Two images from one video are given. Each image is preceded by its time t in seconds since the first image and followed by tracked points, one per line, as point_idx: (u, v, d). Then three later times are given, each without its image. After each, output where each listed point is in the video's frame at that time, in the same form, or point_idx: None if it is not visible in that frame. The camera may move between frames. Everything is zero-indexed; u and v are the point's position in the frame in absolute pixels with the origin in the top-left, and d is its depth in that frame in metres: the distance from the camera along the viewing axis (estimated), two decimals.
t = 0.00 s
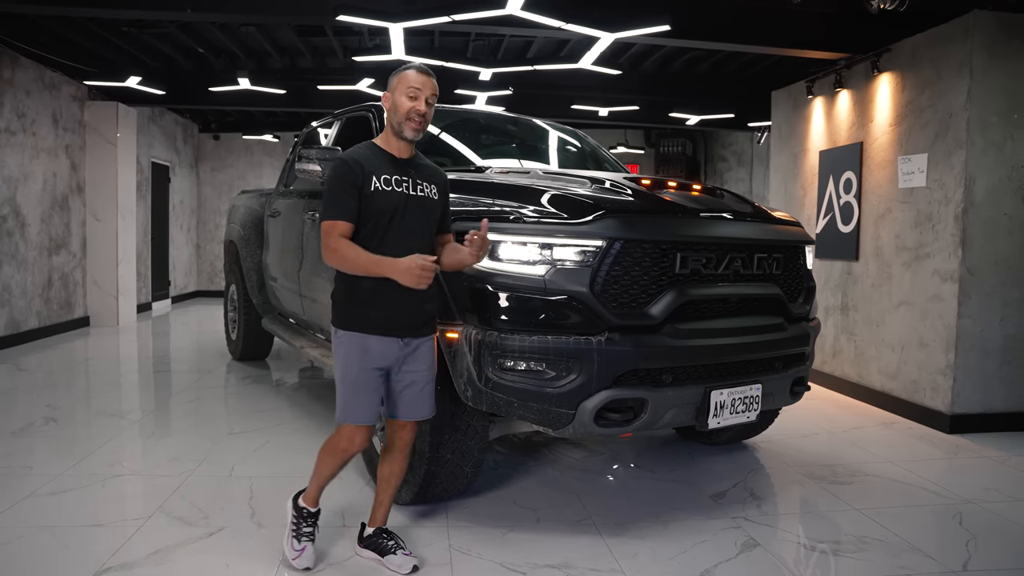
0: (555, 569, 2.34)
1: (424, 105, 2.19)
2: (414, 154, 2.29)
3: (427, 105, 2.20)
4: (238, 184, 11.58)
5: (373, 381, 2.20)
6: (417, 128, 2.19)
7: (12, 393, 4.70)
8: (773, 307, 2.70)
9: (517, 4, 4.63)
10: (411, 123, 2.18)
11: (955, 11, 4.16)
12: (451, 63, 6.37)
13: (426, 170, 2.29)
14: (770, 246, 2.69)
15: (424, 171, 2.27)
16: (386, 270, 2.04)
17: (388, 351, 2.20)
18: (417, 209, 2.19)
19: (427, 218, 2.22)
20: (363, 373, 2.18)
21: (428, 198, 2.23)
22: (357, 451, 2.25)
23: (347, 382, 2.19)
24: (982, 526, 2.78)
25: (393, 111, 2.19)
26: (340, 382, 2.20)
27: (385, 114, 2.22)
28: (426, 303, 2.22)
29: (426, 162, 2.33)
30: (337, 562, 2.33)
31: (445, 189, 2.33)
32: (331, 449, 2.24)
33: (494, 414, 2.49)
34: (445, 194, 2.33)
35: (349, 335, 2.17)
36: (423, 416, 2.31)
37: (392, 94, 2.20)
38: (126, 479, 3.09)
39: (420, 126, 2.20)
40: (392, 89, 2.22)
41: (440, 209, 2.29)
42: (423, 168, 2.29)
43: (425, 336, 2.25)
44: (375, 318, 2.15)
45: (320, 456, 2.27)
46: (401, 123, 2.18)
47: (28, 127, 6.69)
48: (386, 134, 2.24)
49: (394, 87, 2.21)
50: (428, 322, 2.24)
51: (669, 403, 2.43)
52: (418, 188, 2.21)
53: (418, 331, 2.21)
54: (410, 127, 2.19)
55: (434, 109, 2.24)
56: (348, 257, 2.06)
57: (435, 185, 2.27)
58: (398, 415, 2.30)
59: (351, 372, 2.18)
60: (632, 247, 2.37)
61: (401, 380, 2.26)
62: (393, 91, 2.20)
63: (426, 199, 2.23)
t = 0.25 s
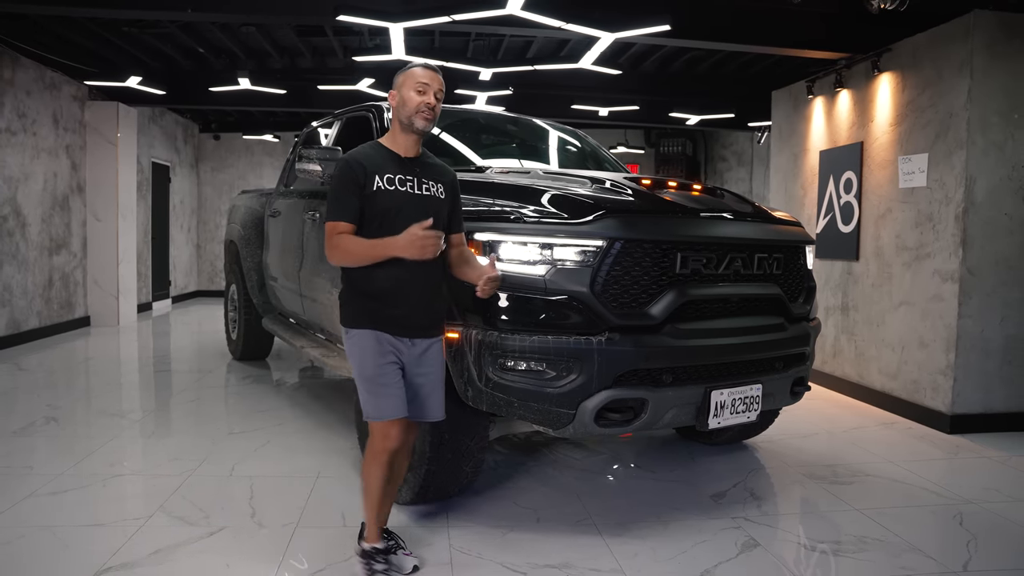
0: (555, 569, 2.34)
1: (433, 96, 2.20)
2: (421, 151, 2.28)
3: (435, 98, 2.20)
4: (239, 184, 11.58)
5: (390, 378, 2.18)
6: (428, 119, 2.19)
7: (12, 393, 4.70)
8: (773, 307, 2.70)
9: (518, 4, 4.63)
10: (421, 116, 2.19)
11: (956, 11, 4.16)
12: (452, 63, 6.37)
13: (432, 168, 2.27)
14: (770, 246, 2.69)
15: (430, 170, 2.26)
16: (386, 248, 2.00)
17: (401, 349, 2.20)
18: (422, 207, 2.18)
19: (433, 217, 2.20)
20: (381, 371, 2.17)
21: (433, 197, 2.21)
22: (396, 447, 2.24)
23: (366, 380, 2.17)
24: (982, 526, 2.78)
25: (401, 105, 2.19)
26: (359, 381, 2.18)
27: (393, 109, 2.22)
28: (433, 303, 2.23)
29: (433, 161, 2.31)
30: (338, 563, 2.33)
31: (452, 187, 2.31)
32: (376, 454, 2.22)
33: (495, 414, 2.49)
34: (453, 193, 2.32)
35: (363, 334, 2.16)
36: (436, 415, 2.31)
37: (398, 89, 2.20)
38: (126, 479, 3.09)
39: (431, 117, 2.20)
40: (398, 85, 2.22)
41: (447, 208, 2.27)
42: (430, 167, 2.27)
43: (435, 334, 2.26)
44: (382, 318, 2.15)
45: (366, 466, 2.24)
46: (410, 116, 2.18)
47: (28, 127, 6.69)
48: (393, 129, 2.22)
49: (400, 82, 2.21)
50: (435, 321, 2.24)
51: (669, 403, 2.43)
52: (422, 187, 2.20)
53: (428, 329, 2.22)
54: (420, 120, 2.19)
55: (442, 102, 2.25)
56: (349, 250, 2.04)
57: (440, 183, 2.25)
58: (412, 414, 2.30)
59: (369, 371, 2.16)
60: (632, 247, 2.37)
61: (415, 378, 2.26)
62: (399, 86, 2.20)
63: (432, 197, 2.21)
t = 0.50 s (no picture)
0: (555, 568, 2.33)
1: (446, 99, 2.13)
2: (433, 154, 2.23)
3: (448, 101, 2.13)
4: (239, 184, 11.58)
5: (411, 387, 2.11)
6: (441, 123, 2.13)
7: (13, 392, 4.71)
8: (773, 307, 2.69)
9: (518, 4, 4.62)
10: (434, 119, 2.12)
11: (956, 11, 4.16)
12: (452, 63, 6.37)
13: (445, 172, 2.21)
14: (770, 246, 2.69)
15: (443, 173, 2.20)
16: (406, 277, 1.96)
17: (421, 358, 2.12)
18: (438, 211, 2.13)
19: (448, 220, 2.15)
20: (403, 382, 2.09)
21: (449, 200, 2.16)
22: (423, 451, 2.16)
23: (387, 392, 2.10)
24: (982, 526, 2.78)
25: (414, 108, 2.13)
26: (379, 393, 2.10)
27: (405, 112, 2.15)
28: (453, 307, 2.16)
29: (444, 163, 2.26)
30: (337, 562, 2.33)
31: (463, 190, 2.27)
32: (408, 462, 2.13)
33: (495, 414, 2.49)
34: (462, 195, 2.27)
35: (385, 343, 2.07)
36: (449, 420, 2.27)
37: (410, 92, 2.13)
38: (126, 479, 3.09)
39: (444, 121, 2.13)
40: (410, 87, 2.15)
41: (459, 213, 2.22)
42: (442, 169, 2.22)
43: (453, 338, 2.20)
44: (403, 324, 2.06)
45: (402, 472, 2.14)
46: (424, 119, 2.11)
47: (28, 127, 6.69)
48: (405, 133, 2.17)
49: (412, 84, 2.14)
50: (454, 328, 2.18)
51: (668, 403, 2.43)
52: (438, 190, 2.14)
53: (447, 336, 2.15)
54: (433, 123, 2.12)
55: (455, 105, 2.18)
56: (368, 266, 1.98)
57: (454, 186, 2.20)
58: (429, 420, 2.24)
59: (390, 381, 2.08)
60: (632, 247, 2.37)
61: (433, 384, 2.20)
62: (411, 89, 2.13)
63: (447, 202, 2.16)
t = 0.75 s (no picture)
0: (555, 568, 2.33)
1: (463, 95, 2.04)
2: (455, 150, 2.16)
3: (466, 95, 2.04)
4: (239, 184, 11.57)
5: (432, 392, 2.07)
6: (458, 121, 2.05)
7: (12, 392, 4.71)
8: (773, 307, 2.69)
9: (517, 4, 4.62)
10: (452, 117, 2.04)
11: (956, 11, 4.16)
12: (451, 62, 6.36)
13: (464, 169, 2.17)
14: (770, 245, 2.68)
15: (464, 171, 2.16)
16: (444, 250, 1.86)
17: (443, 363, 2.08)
18: (461, 211, 2.09)
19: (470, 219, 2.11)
20: (426, 386, 2.04)
21: (471, 199, 2.12)
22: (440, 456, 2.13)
23: (410, 397, 2.05)
24: (982, 526, 2.78)
25: (430, 105, 2.05)
26: (402, 398, 2.05)
27: (421, 110, 2.07)
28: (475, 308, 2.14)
29: (463, 157, 2.20)
30: (336, 562, 2.32)
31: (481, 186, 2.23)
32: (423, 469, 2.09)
33: (495, 414, 2.49)
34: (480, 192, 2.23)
35: (409, 346, 2.02)
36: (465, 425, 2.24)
37: (426, 88, 2.05)
38: (126, 479, 3.08)
39: (462, 118, 2.05)
40: (424, 82, 2.07)
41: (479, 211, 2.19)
42: (461, 166, 2.17)
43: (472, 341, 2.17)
44: (430, 328, 2.02)
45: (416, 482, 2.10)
46: (440, 117, 2.03)
47: (27, 126, 6.68)
48: (422, 129, 2.10)
49: (427, 79, 2.05)
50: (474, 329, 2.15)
51: (669, 402, 2.43)
52: (461, 189, 2.10)
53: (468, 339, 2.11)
54: (451, 121, 2.04)
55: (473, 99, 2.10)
56: (398, 261, 1.91)
57: (474, 183, 2.16)
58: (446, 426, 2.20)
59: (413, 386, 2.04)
60: (632, 247, 2.37)
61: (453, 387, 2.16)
62: (427, 85, 2.05)
63: (469, 200, 2.12)
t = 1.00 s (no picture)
0: (555, 569, 2.33)
1: (487, 92, 1.92)
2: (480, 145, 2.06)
3: (489, 92, 1.92)
4: (239, 184, 11.57)
5: (448, 396, 2.03)
6: (482, 120, 1.93)
7: (11, 392, 4.71)
8: (773, 307, 2.69)
9: (517, 3, 4.61)
10: (476, 116, 1.92)
11: (956, 10, 4.15)
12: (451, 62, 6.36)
13: (490, 162, 2.07)
14: (770, 245, 2.68)
15: (491, 165, 2.06)
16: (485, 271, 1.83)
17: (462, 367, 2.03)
18: (487, 211, 2.01)
19: (495, 218, 2.04)
20: (441, 390, 2.00)
21: (497, 196, 2.04)
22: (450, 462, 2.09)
23: (425, 401, 2.01)
24: (982, 526, 2.77)
25: (453, 103, 1.93)
26: (417, 401, 2.01)
27: (443, 106, 1.96)
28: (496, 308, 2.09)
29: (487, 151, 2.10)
30: (335, 562, 2.32)
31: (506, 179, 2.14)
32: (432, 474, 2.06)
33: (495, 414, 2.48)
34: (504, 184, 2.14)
35: (426, 349, 1.98)
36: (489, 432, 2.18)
37: (447, 84, 1.93)
38: (125, 479, 3.08)
39: (486, 116, 1.93)
40: (447, 77, 1.94)
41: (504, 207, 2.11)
42: (487, 158, 2.07)
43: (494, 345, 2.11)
44: (454, 332, 1.98)
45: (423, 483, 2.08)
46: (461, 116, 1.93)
47: (27, 126, 6.68)
48: (443, 125, 2.00)
49: (449, 74, 1.93)
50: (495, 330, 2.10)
51: (668, 402, 2.43)
52: (487, 186, 2.01)
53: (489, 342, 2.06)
54: (474, 120, 1.93)
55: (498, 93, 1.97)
56: (433, 271, 1.85)
57: (499, 177, 2.07)
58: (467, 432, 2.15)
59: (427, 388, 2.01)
60: (632, 246, 2.36)
61: (474, 393, 2.10)
62: (449, 80, 1.93)
63: (496, 198, 2.04)
